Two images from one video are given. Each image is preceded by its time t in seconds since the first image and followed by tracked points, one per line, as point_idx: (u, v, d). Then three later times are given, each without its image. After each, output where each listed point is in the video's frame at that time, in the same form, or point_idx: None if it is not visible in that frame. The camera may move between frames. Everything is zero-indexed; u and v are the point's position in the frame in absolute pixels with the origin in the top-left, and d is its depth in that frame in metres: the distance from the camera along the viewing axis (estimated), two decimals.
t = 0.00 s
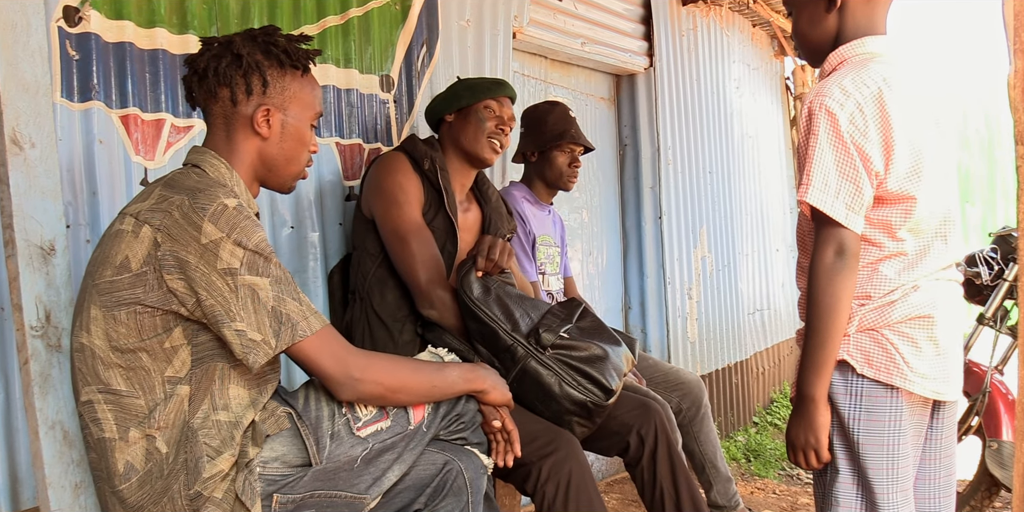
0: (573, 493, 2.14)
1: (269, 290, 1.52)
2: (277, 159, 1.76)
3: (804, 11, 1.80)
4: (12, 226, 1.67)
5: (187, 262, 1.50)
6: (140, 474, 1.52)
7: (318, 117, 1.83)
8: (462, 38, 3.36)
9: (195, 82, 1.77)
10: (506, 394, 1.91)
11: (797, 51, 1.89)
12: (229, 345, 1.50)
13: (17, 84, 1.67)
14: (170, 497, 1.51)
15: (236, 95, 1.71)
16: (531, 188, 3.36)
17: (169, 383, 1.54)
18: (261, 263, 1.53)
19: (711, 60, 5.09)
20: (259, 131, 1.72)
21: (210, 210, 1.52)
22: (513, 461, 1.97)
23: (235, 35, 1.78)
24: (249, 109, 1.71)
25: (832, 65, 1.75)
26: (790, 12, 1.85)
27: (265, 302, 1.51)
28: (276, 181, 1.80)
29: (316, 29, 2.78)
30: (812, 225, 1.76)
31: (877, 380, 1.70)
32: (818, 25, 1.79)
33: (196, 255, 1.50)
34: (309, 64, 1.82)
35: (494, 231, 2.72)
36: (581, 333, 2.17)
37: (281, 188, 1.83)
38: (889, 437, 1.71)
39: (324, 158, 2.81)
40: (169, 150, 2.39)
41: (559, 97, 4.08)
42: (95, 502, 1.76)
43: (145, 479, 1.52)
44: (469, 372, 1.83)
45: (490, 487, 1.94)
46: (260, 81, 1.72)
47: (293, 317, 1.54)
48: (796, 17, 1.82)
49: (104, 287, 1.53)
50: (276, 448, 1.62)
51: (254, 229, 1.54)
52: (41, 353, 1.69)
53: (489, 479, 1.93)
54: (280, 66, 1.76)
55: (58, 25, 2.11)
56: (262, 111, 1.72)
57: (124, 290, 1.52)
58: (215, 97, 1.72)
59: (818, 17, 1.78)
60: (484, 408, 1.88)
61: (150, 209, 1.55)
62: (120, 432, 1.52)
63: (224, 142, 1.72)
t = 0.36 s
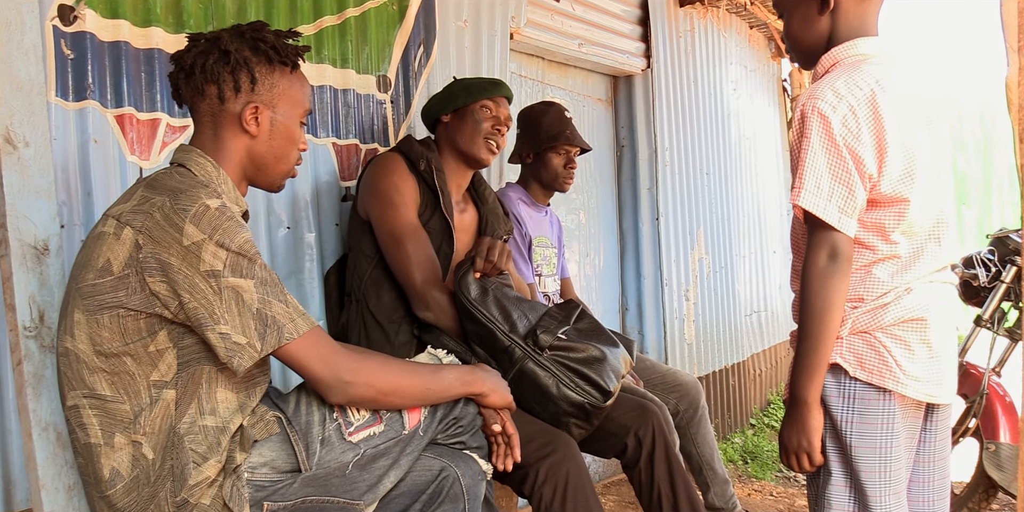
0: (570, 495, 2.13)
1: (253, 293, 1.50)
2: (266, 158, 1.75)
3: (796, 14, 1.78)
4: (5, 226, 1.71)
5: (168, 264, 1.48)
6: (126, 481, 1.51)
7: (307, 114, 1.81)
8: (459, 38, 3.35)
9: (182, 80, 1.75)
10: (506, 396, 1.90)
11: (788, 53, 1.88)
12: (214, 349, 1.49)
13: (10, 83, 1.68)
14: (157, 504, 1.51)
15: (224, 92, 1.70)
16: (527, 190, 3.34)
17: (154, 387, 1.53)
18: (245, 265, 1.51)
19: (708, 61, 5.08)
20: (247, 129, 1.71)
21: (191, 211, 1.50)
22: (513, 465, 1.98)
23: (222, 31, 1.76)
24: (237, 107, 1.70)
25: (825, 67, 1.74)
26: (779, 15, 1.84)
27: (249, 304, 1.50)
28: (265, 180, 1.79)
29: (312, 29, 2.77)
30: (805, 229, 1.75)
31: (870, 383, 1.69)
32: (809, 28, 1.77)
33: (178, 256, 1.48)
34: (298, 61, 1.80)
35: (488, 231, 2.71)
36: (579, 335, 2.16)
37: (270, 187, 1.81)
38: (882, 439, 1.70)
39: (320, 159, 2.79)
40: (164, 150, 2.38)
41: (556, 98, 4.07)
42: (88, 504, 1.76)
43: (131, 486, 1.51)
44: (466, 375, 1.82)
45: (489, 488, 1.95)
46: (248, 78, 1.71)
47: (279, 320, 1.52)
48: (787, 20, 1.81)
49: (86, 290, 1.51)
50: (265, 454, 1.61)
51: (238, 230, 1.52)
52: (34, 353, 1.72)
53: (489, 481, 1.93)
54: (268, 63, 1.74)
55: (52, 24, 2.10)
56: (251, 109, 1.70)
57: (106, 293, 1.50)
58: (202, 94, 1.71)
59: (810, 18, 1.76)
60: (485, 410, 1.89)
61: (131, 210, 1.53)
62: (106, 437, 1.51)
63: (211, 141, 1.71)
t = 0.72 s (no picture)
0: (569, 497, 2.12)
1: (244, 296, 1.49)
2: (260, 157, 1.73)
3: (790, 11, 1.78)
4: None
5: (157, 268, 1.47)
6: (119, 488, 1.50)
7: (302, 113, 1.80)
8: (457, 38, 3.34)
9: (173, 78, 1.73)
10: (507, 400, 1.90)
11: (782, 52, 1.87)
12: (205, 353, 1.48)
13: (5, 83, 1.69)
14: None
15: (217, 91, 1.68)
16: (525, 190, 3.33)
17: (146, 392, 1.51)
18: (236, 267, 1.50)
19: (707, 61, 5.08)
20: (241, 128, 1.70)
21: (180, 213, 1.48)
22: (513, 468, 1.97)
23: (214, 28, 1.74)
24: (231, 106, 1.69)
25: (821, 65, 1.73)
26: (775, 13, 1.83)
27: (241, 308, 1.48)
28: (259, 180, 1.78)
29: (310, 29, 2.75)
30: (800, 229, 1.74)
31: (866, 384, 1.68)
32: (805, 26, 1.77)
33: (167, 260, 1.47)
34: (291, 58, 1.79)
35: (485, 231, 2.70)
36: (578, 335, 2.16)
37: (264, 187, 1.80)
38: (877, 441, 1.69)
39: (317, 159, 2.78)
40: (161, 150, 2.36)
41: (555, 98, 4.06)
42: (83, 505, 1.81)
43: (124, 493, 1.50)
44: (465, 377, 1.81)
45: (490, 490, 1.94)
46: (241, 76, 1.69)
47: (272, 323, 1.50)
48: (782, 19, 1.80)
49: (75, 295, 1.50)
50: (259, 460, 1.61)
51: (229, 232, 1.51)
52: (29, 355, 1.72)
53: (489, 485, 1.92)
54: (262, 60, 1.73)
55: (47, 24, 2.08)
56: (244, 107, 1.69)
57: (95, 298, 1.49)
58: (194, 93, 1.69)
59: (805, 17, 1.76)
60: (486, 413, 1.88)
61: (120, 213, 1.52)
62: (98, 443, 1.50)
63: (203, 139, 1.69)
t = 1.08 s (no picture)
0: (568, 498, 2.12)
1: (250, 295, 1.49)
2: (261, 157, 1.73)
3: (787, 10, 1.77)
4: None
5: (163, 267, 1.47)
6: (121, 486, 1.49)
7: (302, 114, 1.81)
8: (456, 38, 3.34)
9: (175, 78, 1.72)
10: (501, 396, 1.90)
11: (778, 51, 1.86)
12: (210, 352, 1.48)
13: (4, 83, 1.67)
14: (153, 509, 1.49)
15: (220, 92, 1.68)
16: (524, 190, 3.33)
17: (149, 390, 1.51)
18: (242, 267, 1.50)
19: (706, 61, 5.08)
20: (243, 129, 1.70)
21: (185, 213, 1.48)
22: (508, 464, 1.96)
23: (216, 29, 1.74)
24: (233, 107, 1.69)
25: (816, 65, 1.73)
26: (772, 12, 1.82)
27: (245, 307, 1.48)
28: (260, 180, 1.77)
29: (308, 29, 2.75)
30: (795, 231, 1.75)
31: (861, 386, 1.69)
32: (800, 27, 1.77)
33: (173, 259, 1.46)
34: (293, 60, 1.79)
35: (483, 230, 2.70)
36: (578, 335, 2.15)
37: (264, 187, 1.80)
38: (872, 443, 1.69)
39: (316, 159, 2.78)
40: (159, 150, 2.36)
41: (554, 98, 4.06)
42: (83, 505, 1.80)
43: (127, 491, 1.50)
44: (461, 375, 1.81)
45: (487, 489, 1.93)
46: (244, 77, 1.69)
47: (277, 322, 1.51)
48: (777, 19, 1.80)
49: (78, 293, 1.49)
50: (263, 457, 1.60)
51: (235, 232, 1.51)
52: (28, 355, 1.71)
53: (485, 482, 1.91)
54: (264, 62, 1.72)
55: (46, 24, 2.08)
56: (247, 108, 1.69)
57: (99, 297, 1.48)
58: (197, 93, 1.69)
59: (800, 17, 1.75)
60: (480, 410, 1.87)
61: (125, 213, 1.52)
62: (100, 441, 1.49)
63: (206, 140, 1.69)
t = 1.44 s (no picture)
0: (570, 497, 2.14)
1: (260, 295, 1.52)
2: (264, 162, 1.76)
3: (779, 13, 1.80)
4: (7, 232, 1.72)
5: (176, 268, 1.49)
6: (134, 483, 1.51)
7: (304, 121, 1.84)
8: (457, 40, 3.37)
9: (180, 85, 1.75)
10: (496, 392, 1.92)
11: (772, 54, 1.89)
12: (222, 351, 1.50)
13: (11, 90, 1.70)
14: (167, 504, 1.51)
15: (224, 99, 1.71)
16: (524, 191, 3.36)
17: (161, 390, 1.53)
18: (253, 267, 1.53)
19: (705, 61, 5.10)
20: (246, 134, 1.72)
21: (199, 215, 1.51)
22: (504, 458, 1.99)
23: (220, 38, 1.77)
24: (237, 113, 1.71)
25: (810, 68, 1.76)
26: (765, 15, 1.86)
27: (256, 306, 1.51)
28: (263, 184, 1.80)
29: (310, 33, 2.78)
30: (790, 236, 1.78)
31: (856, 386, 1.71)
32: (792, 30, 1.80)
33: (185, 261, 1.49)
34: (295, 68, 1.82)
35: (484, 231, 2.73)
36: (581, 335, 2.18)
37: (267, 191, 1.82)
38: (868, 442, 1.72)
39: (318, 161, 2.80)
40: (163, 154, 2.39)
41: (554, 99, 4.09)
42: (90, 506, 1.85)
43: (140, 488, 1.51)
44: (458, 371, 1.84)
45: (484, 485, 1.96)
46: (248, 84, 1.73)
47: (286, 320, 1.54)
48: (770, 22, 1.83)
49: (91, 294, 1.52)
50: (272, 452, 1.63)
51: (245, 233, 1.54)
52: (36, 358, 1.75)
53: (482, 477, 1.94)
54: (267, 69, 1.76)
55: (51, 30, 2.10)
56: (250, 114, 1.72)
57: (113, 297, 1.51)
58: (201, 100, 1.71)
59: (793, 20, 1.79)
60: (474, 406, 1.89)
61: (137, 216, 1.54)
62: (113, 440, 1.51)
63: (210, 146, 1.71)
